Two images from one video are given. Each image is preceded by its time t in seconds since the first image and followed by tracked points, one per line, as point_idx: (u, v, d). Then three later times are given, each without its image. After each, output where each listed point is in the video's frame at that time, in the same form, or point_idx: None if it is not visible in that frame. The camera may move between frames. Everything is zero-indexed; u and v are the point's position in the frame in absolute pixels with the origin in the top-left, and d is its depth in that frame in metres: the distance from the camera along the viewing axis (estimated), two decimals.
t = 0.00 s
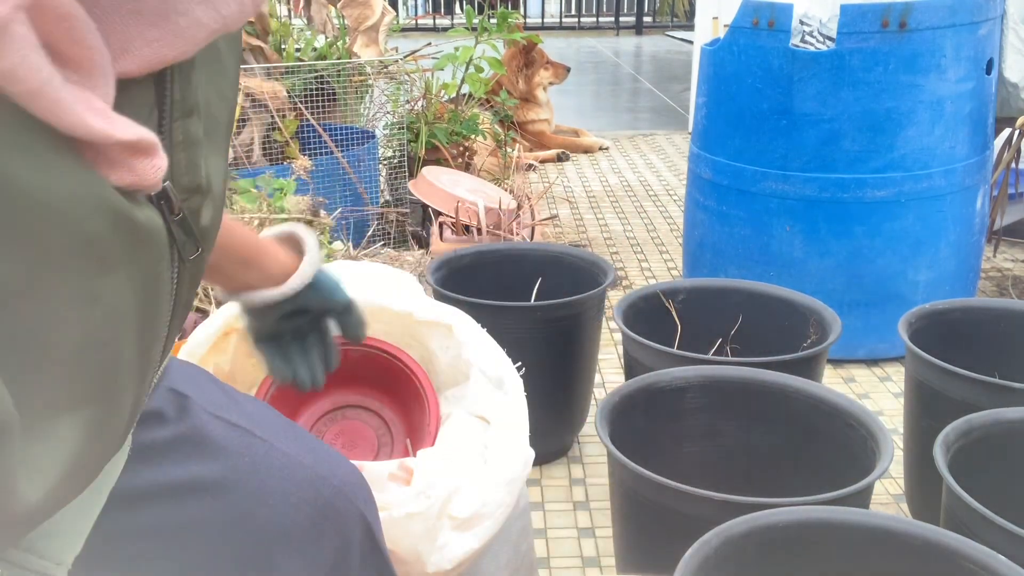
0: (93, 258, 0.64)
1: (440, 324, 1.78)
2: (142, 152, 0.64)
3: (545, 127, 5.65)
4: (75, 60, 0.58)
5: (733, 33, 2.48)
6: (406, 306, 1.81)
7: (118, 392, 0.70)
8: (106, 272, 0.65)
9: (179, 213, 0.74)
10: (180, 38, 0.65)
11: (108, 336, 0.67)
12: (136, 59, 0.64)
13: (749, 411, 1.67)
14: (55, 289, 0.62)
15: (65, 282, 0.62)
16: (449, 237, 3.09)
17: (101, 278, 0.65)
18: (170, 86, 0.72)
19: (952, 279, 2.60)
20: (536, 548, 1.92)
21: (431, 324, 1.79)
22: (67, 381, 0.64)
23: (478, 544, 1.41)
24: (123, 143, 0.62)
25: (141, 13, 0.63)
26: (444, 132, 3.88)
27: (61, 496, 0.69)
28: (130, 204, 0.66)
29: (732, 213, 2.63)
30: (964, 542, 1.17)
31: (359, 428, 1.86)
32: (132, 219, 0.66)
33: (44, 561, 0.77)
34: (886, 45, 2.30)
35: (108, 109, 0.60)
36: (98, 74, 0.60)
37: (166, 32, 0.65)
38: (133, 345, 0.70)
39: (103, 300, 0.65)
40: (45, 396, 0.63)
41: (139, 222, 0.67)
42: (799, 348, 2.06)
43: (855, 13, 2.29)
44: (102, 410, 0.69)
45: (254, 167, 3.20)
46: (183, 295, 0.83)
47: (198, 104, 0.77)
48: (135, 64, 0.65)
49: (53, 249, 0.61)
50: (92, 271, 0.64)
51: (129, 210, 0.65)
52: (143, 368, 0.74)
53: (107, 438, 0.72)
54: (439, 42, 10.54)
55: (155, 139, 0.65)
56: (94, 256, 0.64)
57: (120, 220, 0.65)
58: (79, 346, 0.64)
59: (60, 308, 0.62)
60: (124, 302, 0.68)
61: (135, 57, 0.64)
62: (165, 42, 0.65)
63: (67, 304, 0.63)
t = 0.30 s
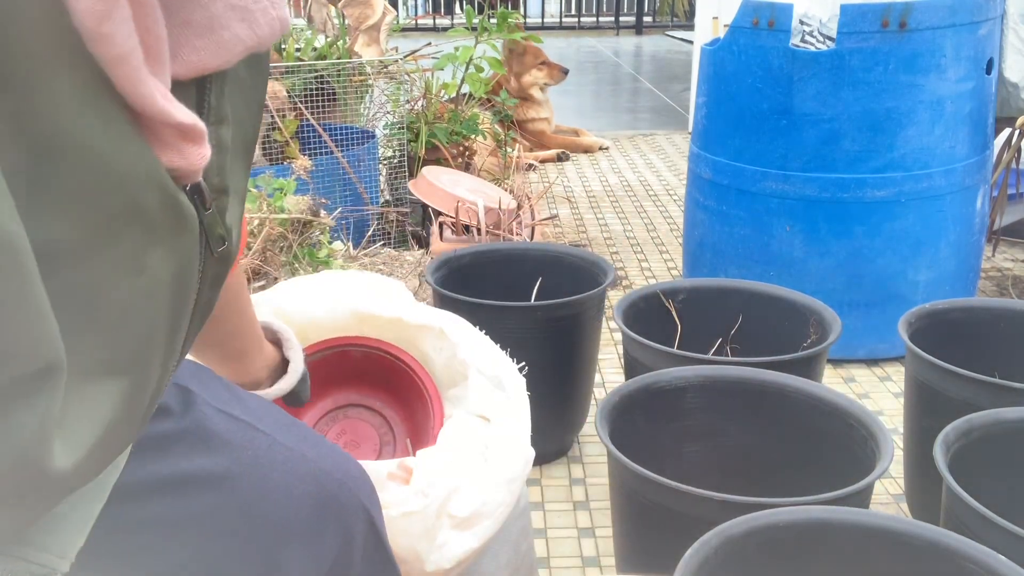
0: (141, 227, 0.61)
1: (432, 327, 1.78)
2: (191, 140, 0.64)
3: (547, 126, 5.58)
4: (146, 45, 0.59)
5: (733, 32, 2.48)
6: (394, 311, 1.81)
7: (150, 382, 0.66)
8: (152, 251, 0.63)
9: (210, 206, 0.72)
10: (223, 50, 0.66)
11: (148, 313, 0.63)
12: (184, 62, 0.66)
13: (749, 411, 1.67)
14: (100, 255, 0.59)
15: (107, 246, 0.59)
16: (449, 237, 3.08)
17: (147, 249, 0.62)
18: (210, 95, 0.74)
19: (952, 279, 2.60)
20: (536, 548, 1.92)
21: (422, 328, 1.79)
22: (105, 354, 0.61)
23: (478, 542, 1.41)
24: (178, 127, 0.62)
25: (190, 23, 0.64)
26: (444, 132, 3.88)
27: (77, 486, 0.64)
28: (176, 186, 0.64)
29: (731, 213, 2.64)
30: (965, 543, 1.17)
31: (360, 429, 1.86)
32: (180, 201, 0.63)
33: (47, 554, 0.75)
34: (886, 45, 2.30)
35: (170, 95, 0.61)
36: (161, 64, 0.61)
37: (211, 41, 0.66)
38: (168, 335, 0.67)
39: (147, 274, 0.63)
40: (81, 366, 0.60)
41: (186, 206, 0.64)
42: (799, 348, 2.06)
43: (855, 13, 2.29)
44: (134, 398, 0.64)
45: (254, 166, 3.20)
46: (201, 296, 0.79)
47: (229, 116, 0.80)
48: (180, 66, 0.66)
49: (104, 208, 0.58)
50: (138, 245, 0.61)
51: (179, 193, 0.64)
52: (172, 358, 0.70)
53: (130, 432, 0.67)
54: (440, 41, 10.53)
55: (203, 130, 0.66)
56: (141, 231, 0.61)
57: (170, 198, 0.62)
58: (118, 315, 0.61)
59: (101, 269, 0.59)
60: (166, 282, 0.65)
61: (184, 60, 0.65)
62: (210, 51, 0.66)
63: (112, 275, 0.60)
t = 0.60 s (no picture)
0: (130, 182, 0.66)
1: (439, 331, 1.78)
2: (177, 94, 0.71)
3: (545, 127, 5.62)
4: None
5: (733, 32, 2.47)
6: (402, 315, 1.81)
7: (147, 335, 0.70)
8: (141, 201, 0.67)
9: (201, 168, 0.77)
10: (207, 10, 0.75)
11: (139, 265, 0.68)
12: (173, 25, 0.73)
13: (750, 411, 1.67)
14: (91, 203, 0.64)
15: (99, 202, 0.64)
16: (449, 237, 3.08)
17: (136, 203, 0.67)
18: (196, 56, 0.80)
19: (952, 280, 2.60)
20: (536, 548, 1.92)
21: (430, 333, 1.79)
22: (96, 299, 0.65)
23: (478, 545, 1.41)
24: (166, 78, 0.69)
25: None
26: (444, 132, 3.88)
27: (78, 443, 0.66)
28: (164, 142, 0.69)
29: (732, 213, 2.63)
30: (965, 543, 1.17)
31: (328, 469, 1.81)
32: (166, 155, 0.69)
33: (46, 543, 0.76)
34: (886, 45, 2.30)
35: (157, 46, 0.68)
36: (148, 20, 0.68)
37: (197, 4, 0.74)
38: (162, 289, 0.71)
39: (138, 228, 0.67)
40: (74, 310, 0.64)
41: (172, 161, 0.69)
42: (799, 348, 2.06)
43: (855, 12, 2.29)
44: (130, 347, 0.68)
45: (254, 166, 3.19)
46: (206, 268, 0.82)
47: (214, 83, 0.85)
48: (172, 31, 0.73)
49: (94, 163, 0.63)
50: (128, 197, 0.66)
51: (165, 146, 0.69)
52: (171, 317, 0.74)
53: (129, 386, 0.70)
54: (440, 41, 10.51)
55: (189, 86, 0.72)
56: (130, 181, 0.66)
57: (156, 152, 0.68)
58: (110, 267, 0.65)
59: (92, 223, 0.64)
60: (157, 236, 0.69)
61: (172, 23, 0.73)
62: (195, 11, 0.74)
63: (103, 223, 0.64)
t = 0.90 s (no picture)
0: (131, 205, 0.68)
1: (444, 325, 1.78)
2: (171, 109, 0.71)
3: (544, 127, 5.63)
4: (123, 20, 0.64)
5: (733, 32, 2.48)
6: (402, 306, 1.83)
7: (149, 345, 0.74)
8: (139, 221, 0.70)
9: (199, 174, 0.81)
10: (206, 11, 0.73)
11: (140, 286, 0.71)
12: (165, 29, 0.72)
13: (750, 411, 1.67)
14: (91, 237, 0.64)
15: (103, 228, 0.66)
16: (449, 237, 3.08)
17: (136, 226, 0.69)
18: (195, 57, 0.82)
19: (952, 279, 2.60)
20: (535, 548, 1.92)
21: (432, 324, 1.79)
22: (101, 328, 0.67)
23: (478, 544, 1.41)
24: (156, 96, 0.68)
25: None
26: (444, 131, 3.88)
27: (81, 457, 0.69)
28: (161, 160, 0.71)
29: (732, 213, 2.63)
30: (965, 542, 1.17)
31: (407, 332, 1.59)
32: (164, 173, 0.71)
33: (51, 550, 0.78)
34: (886, 45, 2.30)
35: (146, 64, 0.67)
36: (139, 37, 0.66)
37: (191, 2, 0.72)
38: (160, 300, 0.75)
39: (138, 249, 0.70)
40: (78, 346, 0.65)
41: (170, 179, 0.72)
42: (799, 348, 2.06)
43: (855, 12, 2.29)
44: (134, 362, 0.72)
45: (254, 166, 3.19)
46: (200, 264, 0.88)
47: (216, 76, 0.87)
48: (165, 33, 0.72)
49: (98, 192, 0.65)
50: (127, 221, 0.68)
51: (162, 163, 0.71)
52: (167, 323, 0.78)
53: (131, 394, 0.74)
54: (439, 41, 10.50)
55: (185, 97, 0.72)
56: (128, 206, 0.68)
57: (155, 173, 0.70)
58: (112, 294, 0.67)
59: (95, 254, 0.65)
60: (155, 253, 0.72)
61: (164, 26, 0.72)
62: (192, 11, 0.72)
63: (106, 252, 0.66)
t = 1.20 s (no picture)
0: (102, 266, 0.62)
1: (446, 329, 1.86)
2: (153, 163, 0.62)
3: (544, 127, 5.64)
4: (91, 65, 0.57)
5: (733, 32, 2.48)
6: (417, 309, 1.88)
7: (128, 404, 0.70)
8: (112, 284, 0.64)
9: (195, 223, 0.74)
10: (201, 47, 0.66)
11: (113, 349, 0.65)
12: (156, 70, 0.65)
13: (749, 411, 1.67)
14: (56, 303, 0.60)
15: (72, 291, 0.61)
16: (449, 238, 3.08)
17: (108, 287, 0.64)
18: (191, 97, 0.71)
19: (952, 280, 2.60)
20: (536, 548, 1.92)
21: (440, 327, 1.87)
22: (71, 396, 0.63)
23: (478, 545, 1.41)
24: (133, 151, 0.60)
25: (164, 22, 0.64)
26: (444, 132, 3.88)
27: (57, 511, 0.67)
28: (140, 215, 0.64)
29: (732, 213, 2.63)
30: (965, 543, 1.16)
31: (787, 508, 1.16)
32: (141, 230, 0.65)
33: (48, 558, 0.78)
34: (886, 45, 2.30)
35: (120, 118, 0.59)
36: (114, 83, 0.59)
37: (188, 38, 0.65)
38: (142, 359, 0.70)
39: (110, 311, 0.64)
40: (43, 418, 0.61)
41: (150, 234, 0.66)
42: (799, 348, 2.06)
43: (855, 13, 2.29)
44: (111, 424, 0.68)
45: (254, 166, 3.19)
46: (198, 308, 0.82)
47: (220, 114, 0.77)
48: (159, 75, 0.65)
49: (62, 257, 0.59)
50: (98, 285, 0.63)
51: (139, 222, 0.64)
52: (152, 377, 0.73)
53: (111, 452, 0.71)
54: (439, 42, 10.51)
55: (168, 150, 0.64)
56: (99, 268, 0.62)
57: (128, 229, 0.63)
58: (84, 359, 0.63)
59: (63, 319, 0.60)
60: (132, 312, 0.67)
61: (156, 66, 0.65)
62: (185, 49, 0.66)
63: (75, 319, 0.61)
